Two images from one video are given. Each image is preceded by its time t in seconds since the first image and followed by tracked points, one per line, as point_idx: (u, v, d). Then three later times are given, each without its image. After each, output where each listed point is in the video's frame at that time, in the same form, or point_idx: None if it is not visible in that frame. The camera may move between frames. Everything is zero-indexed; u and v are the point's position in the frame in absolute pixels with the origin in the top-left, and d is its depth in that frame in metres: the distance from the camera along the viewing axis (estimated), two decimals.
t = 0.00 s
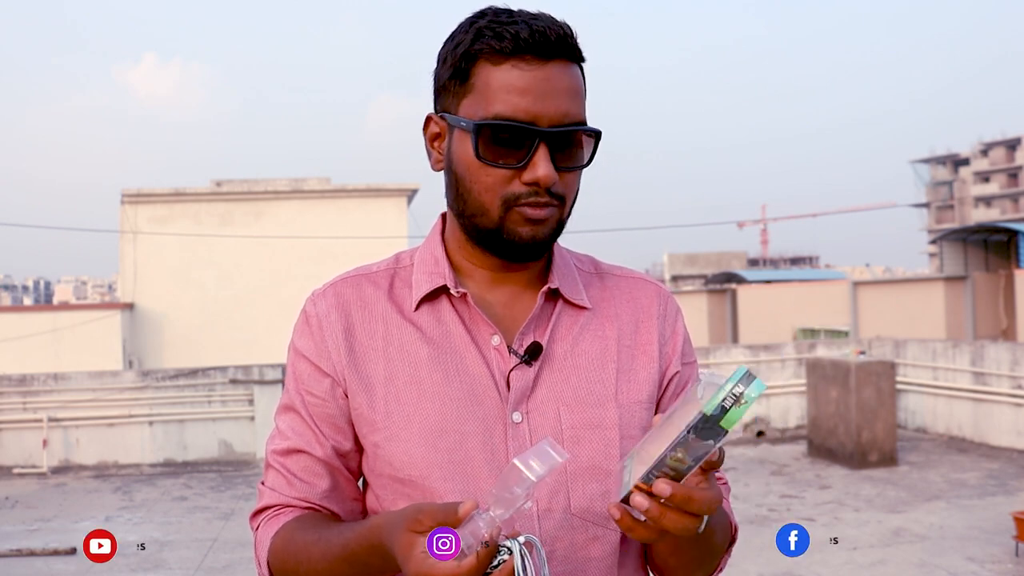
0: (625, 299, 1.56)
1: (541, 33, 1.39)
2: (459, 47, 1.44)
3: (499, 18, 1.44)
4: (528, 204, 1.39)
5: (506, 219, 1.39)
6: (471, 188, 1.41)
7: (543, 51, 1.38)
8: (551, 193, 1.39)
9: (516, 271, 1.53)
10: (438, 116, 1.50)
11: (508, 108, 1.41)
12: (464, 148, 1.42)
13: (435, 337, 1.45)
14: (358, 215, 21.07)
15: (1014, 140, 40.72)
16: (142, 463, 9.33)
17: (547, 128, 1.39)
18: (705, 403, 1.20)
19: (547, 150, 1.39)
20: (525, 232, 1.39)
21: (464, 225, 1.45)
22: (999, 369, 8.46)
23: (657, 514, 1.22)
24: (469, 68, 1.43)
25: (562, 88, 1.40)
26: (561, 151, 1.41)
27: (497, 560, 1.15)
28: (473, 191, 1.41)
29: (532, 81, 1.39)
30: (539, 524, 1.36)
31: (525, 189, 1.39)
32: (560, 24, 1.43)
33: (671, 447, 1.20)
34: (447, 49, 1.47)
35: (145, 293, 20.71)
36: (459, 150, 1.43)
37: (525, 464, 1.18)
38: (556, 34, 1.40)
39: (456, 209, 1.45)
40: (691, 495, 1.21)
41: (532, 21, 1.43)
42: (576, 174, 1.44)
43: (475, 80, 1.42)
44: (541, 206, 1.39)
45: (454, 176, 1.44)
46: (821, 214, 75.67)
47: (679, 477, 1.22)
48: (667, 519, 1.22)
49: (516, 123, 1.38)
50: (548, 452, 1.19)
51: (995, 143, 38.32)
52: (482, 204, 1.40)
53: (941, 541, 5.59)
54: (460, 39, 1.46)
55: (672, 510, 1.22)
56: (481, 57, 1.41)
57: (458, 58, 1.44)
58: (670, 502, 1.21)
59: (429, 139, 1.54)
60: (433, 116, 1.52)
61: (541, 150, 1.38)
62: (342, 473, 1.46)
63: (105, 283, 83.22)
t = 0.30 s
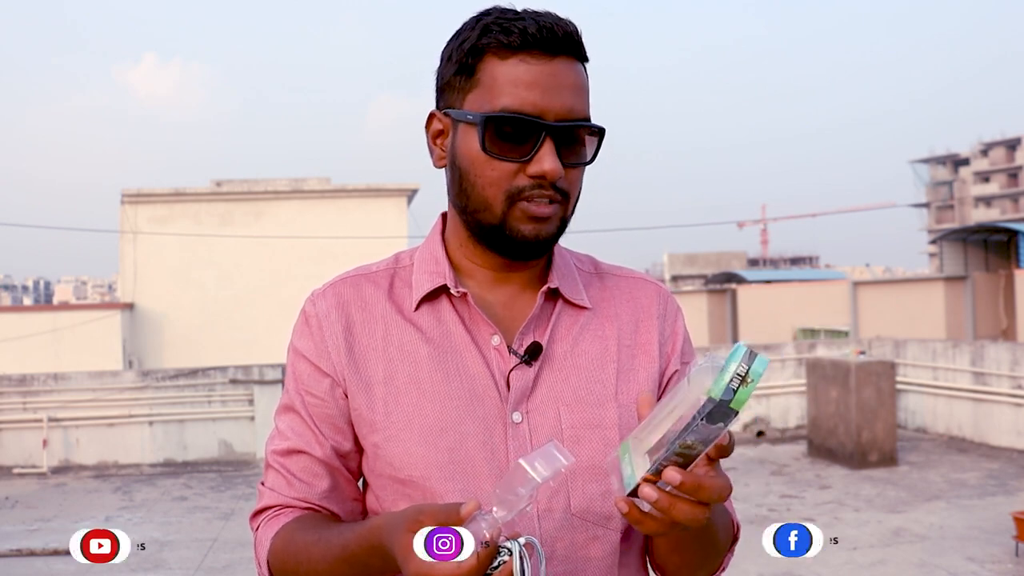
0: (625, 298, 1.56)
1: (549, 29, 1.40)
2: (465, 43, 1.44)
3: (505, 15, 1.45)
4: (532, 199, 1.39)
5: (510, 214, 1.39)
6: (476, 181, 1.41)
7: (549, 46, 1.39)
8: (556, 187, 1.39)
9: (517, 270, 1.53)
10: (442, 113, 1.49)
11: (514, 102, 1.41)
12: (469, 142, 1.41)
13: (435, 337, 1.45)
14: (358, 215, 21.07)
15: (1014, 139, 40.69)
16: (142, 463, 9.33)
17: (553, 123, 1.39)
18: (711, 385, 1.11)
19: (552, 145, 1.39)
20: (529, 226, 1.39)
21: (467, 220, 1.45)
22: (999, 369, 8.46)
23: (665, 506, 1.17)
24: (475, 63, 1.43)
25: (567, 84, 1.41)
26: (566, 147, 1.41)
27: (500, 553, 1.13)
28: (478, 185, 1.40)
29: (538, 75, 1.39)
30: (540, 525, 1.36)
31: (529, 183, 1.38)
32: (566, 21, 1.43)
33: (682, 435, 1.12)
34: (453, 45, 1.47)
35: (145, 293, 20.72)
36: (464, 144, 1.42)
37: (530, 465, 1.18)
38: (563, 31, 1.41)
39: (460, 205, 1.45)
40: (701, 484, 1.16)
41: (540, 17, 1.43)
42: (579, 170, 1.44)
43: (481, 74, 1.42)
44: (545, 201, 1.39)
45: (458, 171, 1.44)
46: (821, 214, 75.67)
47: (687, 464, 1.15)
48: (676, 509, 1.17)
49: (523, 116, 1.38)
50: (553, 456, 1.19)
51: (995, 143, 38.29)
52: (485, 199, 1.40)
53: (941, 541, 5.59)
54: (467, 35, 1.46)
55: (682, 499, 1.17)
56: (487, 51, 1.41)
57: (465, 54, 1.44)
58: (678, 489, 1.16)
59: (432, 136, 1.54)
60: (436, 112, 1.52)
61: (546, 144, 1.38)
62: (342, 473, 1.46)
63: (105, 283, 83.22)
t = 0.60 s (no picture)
0: (625, 298, 1.56)
1: (555, 27, 1.40)
2: (471, 40, 1.44)
3: (512, 13, 1.45)
4: (533, 195, 1.38)
5: (510, 210, 1.39)
6: (477, 176, 1.41)
7: (555, 44, 1.39)
8: (557, 184, 1.39)
9: (518, 269, 1.53)
10: (445, 109, 1.50)
11: (518, 98, 1.41)
12: (472, 137, 1.41)
13: (434, 337, 1.45)
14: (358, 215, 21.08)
15: (1013, 140, 40.69)
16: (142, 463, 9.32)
17: (556, 119, 1.40)
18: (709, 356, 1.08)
19: (555, 142, 1.39)
20: (529, 223, 1.39)
21: (468, 216, 1.45)
22: (999, 369, 8.46)
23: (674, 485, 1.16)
24: (481, 59, 1.43)
25: (571, 82, 1.41)
26: (568, 145, 1.41)
27: (493, 557, 1.11)
28: (479, 180, 1.40)
29: (543, 72, 1.40)
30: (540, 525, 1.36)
31: (531, 179, 1.38)
32: (573, 21, 1.44)
33: (683, 409, 1.11)
34: (458, 42, 1.48)
35: (145, 293, 20.71)
36: (466, 139, 1.42)
37: (528, 466, 1.17)
38: (569, 29, 1.41)
39: (460, 201, 1.45)
40: (707, 459, 1.15)
41: (547, 15, 1.43)
42: (580, 169, 1.44)
43: (486, 70, 1.43)
44: (547, 197, 1.39)
45: (460, 166, 1.44)
46: (821, 214, 75.65)
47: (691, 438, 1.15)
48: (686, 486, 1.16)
49: (526, 112, 1.38)
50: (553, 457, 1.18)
51: (995, 143, 38.25)
52: (487, 194, 1.40)
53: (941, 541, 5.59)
54: (473, 33, 1.46)
55: (689, 475, 1.17)
56: (493, 47, 1.41)
57: (470, 51, 1.44)
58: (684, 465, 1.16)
59: (434, 133, 1.54)
60: (439, 109, 1.52)
61: (549, 140, 1.38)
62: (342, 474, 1.46)
63: (105, 283, 83.24)
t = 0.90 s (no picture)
0: (625, 297, 1.56)
1: (561, 28, 1.40)
2: (477, 38, 1.44)
3: (518, 13, 1.45)
4: (536, 192, 1.38)
5: (513, 207, 1.39)
6: (480, 172, 1.41)
7: (560, 44, 1.39)
8: (560, 183, 1.40)
9: (519, 268, 1.53)
10: (447, 108, 1.50)
11: (522, 97, 1.41)
12: (475, 134, 1.41)
13: (434, 337, 1.45)
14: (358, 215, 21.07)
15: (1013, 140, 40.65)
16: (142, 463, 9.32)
17: (560, 119, 1.40)
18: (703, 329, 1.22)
19: (558, 141, 1.39)
20: (531, 221, 1.38)
21: (470, 214, 1.45)
22: (999, 369, 8.46)
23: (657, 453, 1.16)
24: (486, 58, 1.43)
25: (575, 83, 1.42)
26: (572, 145, 1.41)
27: (493, 558, 1.11)
28: (482, 177, 1.40)
29: (547, 72, 1.40)
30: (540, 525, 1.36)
31: (535, 177, 1.38)
32: (579, 23, 1.44)
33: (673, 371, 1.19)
34: (463, 41, 1.48)
35: (145, 293, 20.71)
36: (470, 137, 1.42)
37: (533, 467, 1.17)
38: (574, 31, 1.41)
39: (463, 198, 1.45)
40: (692, 432, 1.16)
41: (552, 16, 1.43)
42: (583, 170, 1.44)
43: (491, 68, 1.43)
44: (549, 195, 1.39)
45: (462, 164, 1.44)
46: (822, 214, 75.61)
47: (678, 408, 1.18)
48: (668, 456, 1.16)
49: (531, 110, 1.38)
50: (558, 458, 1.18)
51: (995, 143, 38.18)
52: (489, 191, 1.40)
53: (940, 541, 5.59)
54: (477, 32, 1.46)
55: (673, 447, 1.17)
56: (499, 46, 1.41)
57: (475, 50, 1.44)
58: (669, 434, 1.16)
59: (436, 131, 1.54)
60: (441, 108, 1.52)
61: (552, 140, 1.38)
62: (342, 474, 1.46)
63: (105, 283, 83.26)
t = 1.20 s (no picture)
0: (625, 297, 1.56)
1: (562, 30, 1.39)
2: (478, 39, 1.44)
3: (518, 14, 1.45)
4: (536, 194, 1.38)
5: (513, 209, 1.39)
6: (480, 173, 1.41)
7: (561, 46, 1.39)
8: (560, 185, 1.40)
9: (519, 269, 1.53)
10: (448, 108, 1.50)
11: (523, 97, 1.41)
12: (476, 134, 1.41)
13: (434, 337, 1.45)
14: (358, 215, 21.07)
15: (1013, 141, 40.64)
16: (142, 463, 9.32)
17: (561, 120, 1.40)
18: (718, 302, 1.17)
19: (560, 143, 1.39)
20: (531, 223, 1.38)
21: (470, 215, 1.44)
22: (999, 369, 8.46)
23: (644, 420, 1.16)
24: (488, 59, 1.43)
25: (576, 84, 1.41)
26: (572, 147, 1.41)
27: (494, 558, 1.12)
28: (482, 178, 1.40)
29: (547, 74, 1.40)
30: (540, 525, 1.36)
31: (536, 179, 1.38)
32: (579, 25, 1.44)
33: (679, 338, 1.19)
34: (464, 41, 1.48)
35: (145, 293, 20.70)
36: (471, 138, 1.42)
37: (539, 470, 1.15)
38: (575, 32, 1.41)
39: (462, 200, 1.45)
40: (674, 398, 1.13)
41: (553, 16, 1.43)
42: (583, 171, 1.44)
43: (492, 69, 1.43)
44: (549, 197, 1.39)
45: (463, 164, 1.44)
46: (822, 215, 75.60)
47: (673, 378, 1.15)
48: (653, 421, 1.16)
49: (532, 112, 1.38)
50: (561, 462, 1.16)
51: (995, 144, 38.14)
52: (490, 192, 1.40)
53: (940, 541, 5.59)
54: (478, 32, 1.46)
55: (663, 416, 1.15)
56: (500, 47, 1.41)
57: (476, 51, 1.44)
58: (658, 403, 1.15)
59: (436, 131, 1.54)
60: (441, 108, 1.52)
61: (553, 142, 1.38)
62: (342, 474, 1.46)
63: (105, 283, 83.24)
